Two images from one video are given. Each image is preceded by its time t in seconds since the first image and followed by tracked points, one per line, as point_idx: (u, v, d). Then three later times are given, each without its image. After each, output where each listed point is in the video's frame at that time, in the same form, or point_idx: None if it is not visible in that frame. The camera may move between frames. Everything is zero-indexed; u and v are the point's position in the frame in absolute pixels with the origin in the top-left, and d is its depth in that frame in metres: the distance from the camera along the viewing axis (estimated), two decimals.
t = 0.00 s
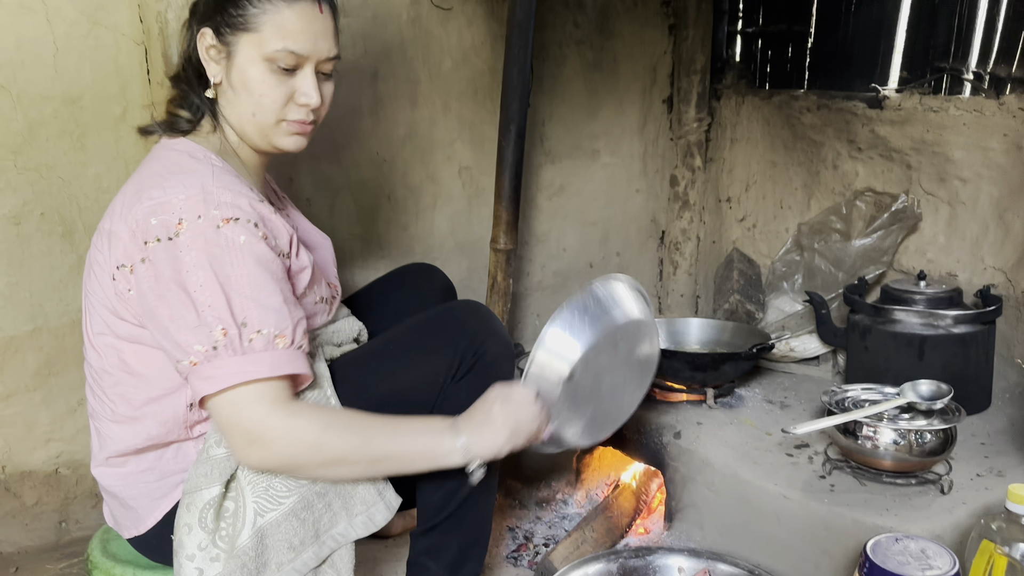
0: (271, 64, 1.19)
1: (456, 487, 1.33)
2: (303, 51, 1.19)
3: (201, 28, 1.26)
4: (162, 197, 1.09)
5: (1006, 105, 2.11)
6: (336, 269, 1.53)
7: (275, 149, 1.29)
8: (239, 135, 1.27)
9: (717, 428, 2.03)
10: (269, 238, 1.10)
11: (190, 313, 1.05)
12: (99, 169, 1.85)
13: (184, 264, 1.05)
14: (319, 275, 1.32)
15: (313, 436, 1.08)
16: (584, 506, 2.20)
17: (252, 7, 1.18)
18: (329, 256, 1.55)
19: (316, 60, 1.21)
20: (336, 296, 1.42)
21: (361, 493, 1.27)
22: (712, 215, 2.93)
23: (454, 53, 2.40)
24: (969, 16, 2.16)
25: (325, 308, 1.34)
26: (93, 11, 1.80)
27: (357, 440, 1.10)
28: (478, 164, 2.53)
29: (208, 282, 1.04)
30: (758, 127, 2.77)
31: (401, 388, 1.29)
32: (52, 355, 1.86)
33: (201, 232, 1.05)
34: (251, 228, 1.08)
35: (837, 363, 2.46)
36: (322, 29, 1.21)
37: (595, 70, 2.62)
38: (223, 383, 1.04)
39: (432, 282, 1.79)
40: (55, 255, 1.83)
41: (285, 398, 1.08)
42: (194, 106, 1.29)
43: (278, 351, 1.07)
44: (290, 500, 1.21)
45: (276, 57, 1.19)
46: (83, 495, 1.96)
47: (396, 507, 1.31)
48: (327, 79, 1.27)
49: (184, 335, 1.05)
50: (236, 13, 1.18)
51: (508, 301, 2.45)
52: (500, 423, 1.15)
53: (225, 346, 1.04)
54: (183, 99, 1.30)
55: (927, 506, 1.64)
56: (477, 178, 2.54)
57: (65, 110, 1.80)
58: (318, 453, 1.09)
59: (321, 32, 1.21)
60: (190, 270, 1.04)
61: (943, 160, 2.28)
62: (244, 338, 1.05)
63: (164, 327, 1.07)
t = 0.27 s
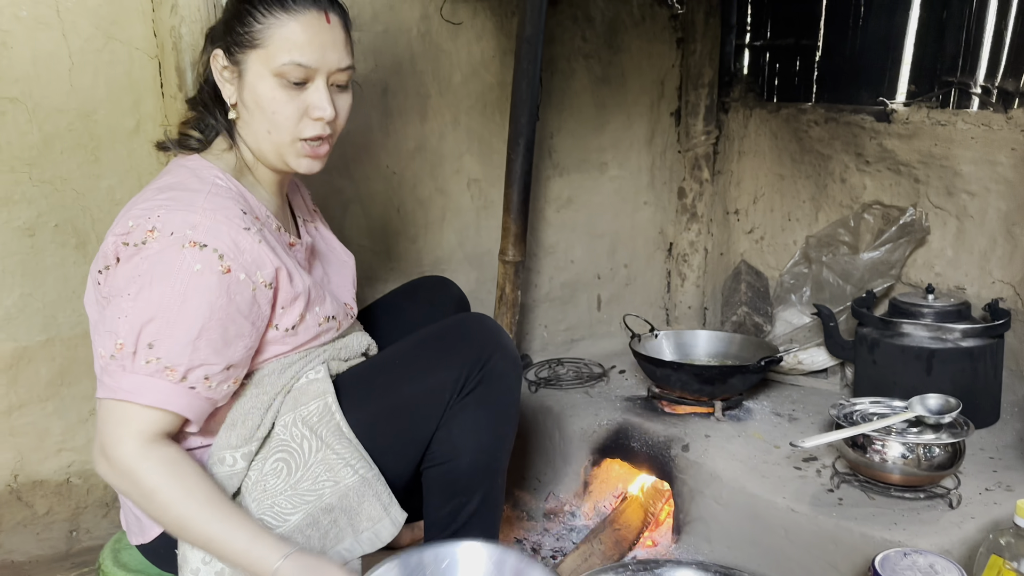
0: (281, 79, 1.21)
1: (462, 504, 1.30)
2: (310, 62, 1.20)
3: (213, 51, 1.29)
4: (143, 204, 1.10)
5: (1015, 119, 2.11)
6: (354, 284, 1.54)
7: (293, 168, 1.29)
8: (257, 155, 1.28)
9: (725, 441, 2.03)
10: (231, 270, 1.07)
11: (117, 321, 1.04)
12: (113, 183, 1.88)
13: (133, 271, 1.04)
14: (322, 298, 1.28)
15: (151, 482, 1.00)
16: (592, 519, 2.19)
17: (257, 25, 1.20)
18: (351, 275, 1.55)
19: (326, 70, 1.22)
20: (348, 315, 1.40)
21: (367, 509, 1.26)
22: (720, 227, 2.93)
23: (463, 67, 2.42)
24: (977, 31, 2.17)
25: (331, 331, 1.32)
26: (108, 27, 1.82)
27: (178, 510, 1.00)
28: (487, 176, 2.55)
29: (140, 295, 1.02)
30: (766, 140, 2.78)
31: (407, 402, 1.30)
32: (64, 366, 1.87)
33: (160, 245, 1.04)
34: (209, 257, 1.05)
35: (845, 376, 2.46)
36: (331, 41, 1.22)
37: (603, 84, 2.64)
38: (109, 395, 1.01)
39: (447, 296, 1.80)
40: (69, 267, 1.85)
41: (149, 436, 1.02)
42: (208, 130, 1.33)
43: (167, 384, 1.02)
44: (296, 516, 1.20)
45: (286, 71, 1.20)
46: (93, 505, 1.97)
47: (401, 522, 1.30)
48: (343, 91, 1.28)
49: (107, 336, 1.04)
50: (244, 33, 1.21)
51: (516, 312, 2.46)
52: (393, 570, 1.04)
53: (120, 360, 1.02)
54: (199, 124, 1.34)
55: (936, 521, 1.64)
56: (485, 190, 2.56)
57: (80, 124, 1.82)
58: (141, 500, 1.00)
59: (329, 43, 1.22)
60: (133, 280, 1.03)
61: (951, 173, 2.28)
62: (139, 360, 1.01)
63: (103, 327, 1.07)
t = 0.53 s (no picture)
0: (266, 101, 1.20)
1: (466, 519, 1.29)
2: (295, 85, 1.18)
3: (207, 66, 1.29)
4: (135, 235, 1.11)
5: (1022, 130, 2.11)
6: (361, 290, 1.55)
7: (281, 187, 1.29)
8: (244, 174, 1.28)
9: (733, 451, 2.03)
10: (226, 296, 1.08)
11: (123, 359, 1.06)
12: (123, 193, 1.89)
13: (133, 307, 1.05)
14: (321, 312, 1.28)
15: (173, 536, 1.06)
16: (599, 529, 2.18)
17: (243, 45, 1.20)
18: (357, 282, 1.56)
19: (311, 94, 1.20)
20: (352, 324, 1.42)
21: (369, 526, 1.26)
22: (727, 237, 2.94)
23: (471, 78, 2.43)
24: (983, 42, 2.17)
25: (334, 343, 1.32)
26: (120, 38, 1.84)
27: (199, 569, 1.06)
28: (494, 186, 2.56)
29: (144, 335, 1.04)
30: (773, 150, 2.80)
31: (408, 418, 1.28)
32: (74, 374, 1.89)
33: (157, 280, 1.05)
34: (206, 287, 1.06)
35: (853, 387, 2.45)
36: (319, 65, 1.20)
37: (610, 94, 2.65)
38: (133, 436, 1.05)
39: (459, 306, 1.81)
40: (79, 276, 1.87)
41: (178, 479, 1.07)
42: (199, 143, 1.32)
43: (185, 419, 1.05)
44: (299, 533, 1.21)
45: (269, 94, 1.19)
46: (102, 513, 1.97)
47: (404, 540, 1.29)
48: (336, 114, 1.26)
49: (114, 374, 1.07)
50: (232, 52, 1.21)
51: (523, 322, 2.46)
52: None
53: (136, 401, 1.04)
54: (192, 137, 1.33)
55: (944, 533, 1.63)
56: (493, 200, 2.57)
57: (91, 134, 1.84)
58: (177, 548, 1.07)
59: (316, 66, 1.19)
60: (136, 317, 1.05)
61: (959, 184, 2.28)
62: (156, 400, 1.04)
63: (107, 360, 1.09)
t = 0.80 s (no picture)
0: (247, 98, 1.20)
1: (474, 525, 1.30)
2: (273, 77, 1.19)
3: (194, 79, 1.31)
4: (136, 252, 1.09)
5: None
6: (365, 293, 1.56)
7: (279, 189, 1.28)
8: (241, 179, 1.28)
9: (740, 458, 2.03)
10: (234, 310, 1.08)
11: (130, 378, 1.05)
12: (131, 200, 1.90)
13: (138, 325, 1.05)
14: (328, 320, 1.27)
15: (202, 558, 1.06)
16: (605, 536, 2.17)
17: (219, 47, 1.21)
18: (361, 287, 1.56)
19: (291, 84, 1.20)
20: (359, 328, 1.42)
21: (381, 534, 1.27)
22: (733, 244, 2.93)
23: (478, 86, 2.44)
24: (990, 48, 2.17)
25: (342, 351, 1.32)
26: (128, 45, 1.86)
27: None
28: (500, 193, 2.57)
29: (152, 353, 1.04)
30: (779, 157, 2.79)
31: (418, 426, 1.28)
32: (82, 380, 1.89)
33: (164, 295, 1.05)
34: (213, 300, 1.06)
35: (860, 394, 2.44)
36: (294, 53, 1.20)
37: (616, 102, 2.66)
38: (148, 455, 1.05)
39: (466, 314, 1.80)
40: (87, 281, 1.88)
41: (209, 499, 1.08)
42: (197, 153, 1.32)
43: (203, 435, 1.06)
44: (311, 542, 1.21)
45: (249, 89, 1.19)
46: (109, 518, 1.98)
47: (416, 547, 1.30)
48: (323, 104, 1.25)
49: (124, 394, 1.06)
50: (210, 55, 1.22)
51: (529, 328, 2.47)
52: None
53: (151, 420, 1.05)
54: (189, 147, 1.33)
55: (951, 540, 1.63)
56: (499, 207, 2.58)
57: (99, 141, 1.85)
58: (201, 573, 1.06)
59: (290, 55, 1.20)
60: (142, 334, 1.04)
61: (965, 191, 2.28)
62: (172, 417, 1.04)
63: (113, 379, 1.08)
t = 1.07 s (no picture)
0: (237, 94, 1.22)
1: (479, 529, 1.30)
2: (261, 70, 1.20)
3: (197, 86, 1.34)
4: (146, 240, 1.11)
5: None
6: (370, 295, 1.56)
7: (274, 189, 1.28)
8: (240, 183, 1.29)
9: (744, 462, 2.03)
10: (235, 300, 1.08)
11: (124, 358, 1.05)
12: (137, 204, 1.91)
13: (141, 307, 1.05)
14: (329, 318, 1.26)
15: (171, 528, 1.04)
16: (609, 540, 2.16)
17: (211, 46, 1.23)
18: (364, 290, 1.56)
19: (279, 76, 1.21)
20: (363, 330, 1.43)
21: (385, 538, 1.27)
22: (737, 248, 2.93)
23: (482, 90, 2.45)
24: (995, 53, 2.17)
25: (344, 351, 1.31)
26: (134, 51, 1.87)
27: (197, 552, 1.05)
28: (504, 197, 2.58)
29: (146, 334, 1.04)
30: (784, 162, 2.80)
31: (424, 429, 1.28)
32: (87, 384, 1.90)
33: (168, 279, 1.05)
34: (215, 289, 1.06)
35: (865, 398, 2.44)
36: (280, 45, 1.21)
37: (620, 106, 2.67)
38: (125, 434, 1.03)
39: (470, 320, 1.80)
40: (92, 285, 1.89)
41: (172, 474, 1.05)
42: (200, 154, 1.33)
43: (182, 420, 1.04)
44: (314, 545, 1.22)
45: (237, 83, 1.21)
46: (114, 521, 1.99)
47: (419, 552, 1.30)
48: (313, 98, 1.26)
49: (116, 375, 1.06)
50: (205, 55, 1.25)
51: (533, 332, 2.47)
52: None
53: (134, 400, 1.03)
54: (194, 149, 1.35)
55: (957, 545, 1.62)
56: (503, 211, 2.59)
57: (105, 145, 1.86)
58: (161, 543, 1.05)
59: (279, 48, 1.21)
60: (143, 316, 1.05)
61: (970, 195, 2.28)
62: (154, 398, 1.03)
63: (111, 361, 1.08)
